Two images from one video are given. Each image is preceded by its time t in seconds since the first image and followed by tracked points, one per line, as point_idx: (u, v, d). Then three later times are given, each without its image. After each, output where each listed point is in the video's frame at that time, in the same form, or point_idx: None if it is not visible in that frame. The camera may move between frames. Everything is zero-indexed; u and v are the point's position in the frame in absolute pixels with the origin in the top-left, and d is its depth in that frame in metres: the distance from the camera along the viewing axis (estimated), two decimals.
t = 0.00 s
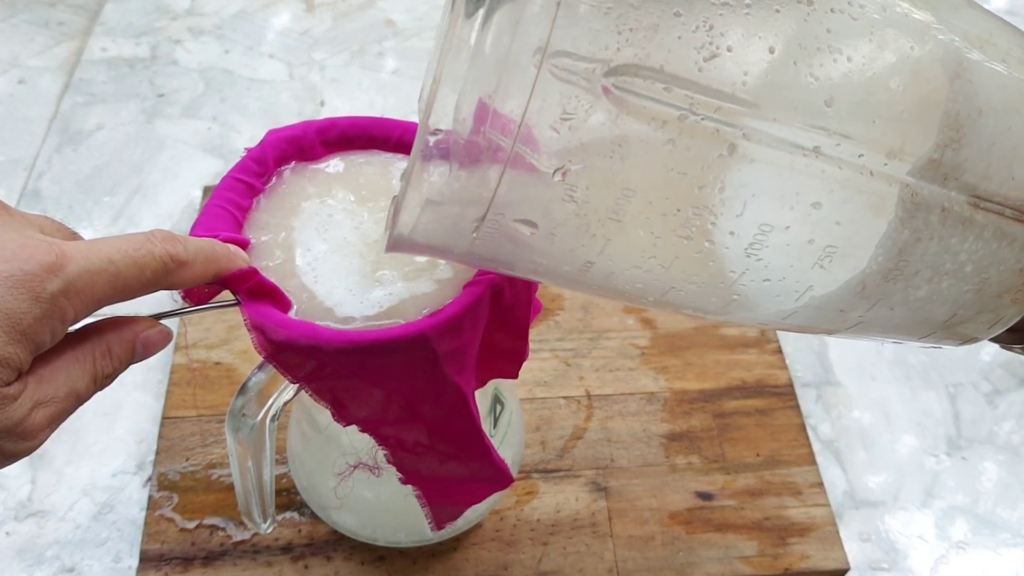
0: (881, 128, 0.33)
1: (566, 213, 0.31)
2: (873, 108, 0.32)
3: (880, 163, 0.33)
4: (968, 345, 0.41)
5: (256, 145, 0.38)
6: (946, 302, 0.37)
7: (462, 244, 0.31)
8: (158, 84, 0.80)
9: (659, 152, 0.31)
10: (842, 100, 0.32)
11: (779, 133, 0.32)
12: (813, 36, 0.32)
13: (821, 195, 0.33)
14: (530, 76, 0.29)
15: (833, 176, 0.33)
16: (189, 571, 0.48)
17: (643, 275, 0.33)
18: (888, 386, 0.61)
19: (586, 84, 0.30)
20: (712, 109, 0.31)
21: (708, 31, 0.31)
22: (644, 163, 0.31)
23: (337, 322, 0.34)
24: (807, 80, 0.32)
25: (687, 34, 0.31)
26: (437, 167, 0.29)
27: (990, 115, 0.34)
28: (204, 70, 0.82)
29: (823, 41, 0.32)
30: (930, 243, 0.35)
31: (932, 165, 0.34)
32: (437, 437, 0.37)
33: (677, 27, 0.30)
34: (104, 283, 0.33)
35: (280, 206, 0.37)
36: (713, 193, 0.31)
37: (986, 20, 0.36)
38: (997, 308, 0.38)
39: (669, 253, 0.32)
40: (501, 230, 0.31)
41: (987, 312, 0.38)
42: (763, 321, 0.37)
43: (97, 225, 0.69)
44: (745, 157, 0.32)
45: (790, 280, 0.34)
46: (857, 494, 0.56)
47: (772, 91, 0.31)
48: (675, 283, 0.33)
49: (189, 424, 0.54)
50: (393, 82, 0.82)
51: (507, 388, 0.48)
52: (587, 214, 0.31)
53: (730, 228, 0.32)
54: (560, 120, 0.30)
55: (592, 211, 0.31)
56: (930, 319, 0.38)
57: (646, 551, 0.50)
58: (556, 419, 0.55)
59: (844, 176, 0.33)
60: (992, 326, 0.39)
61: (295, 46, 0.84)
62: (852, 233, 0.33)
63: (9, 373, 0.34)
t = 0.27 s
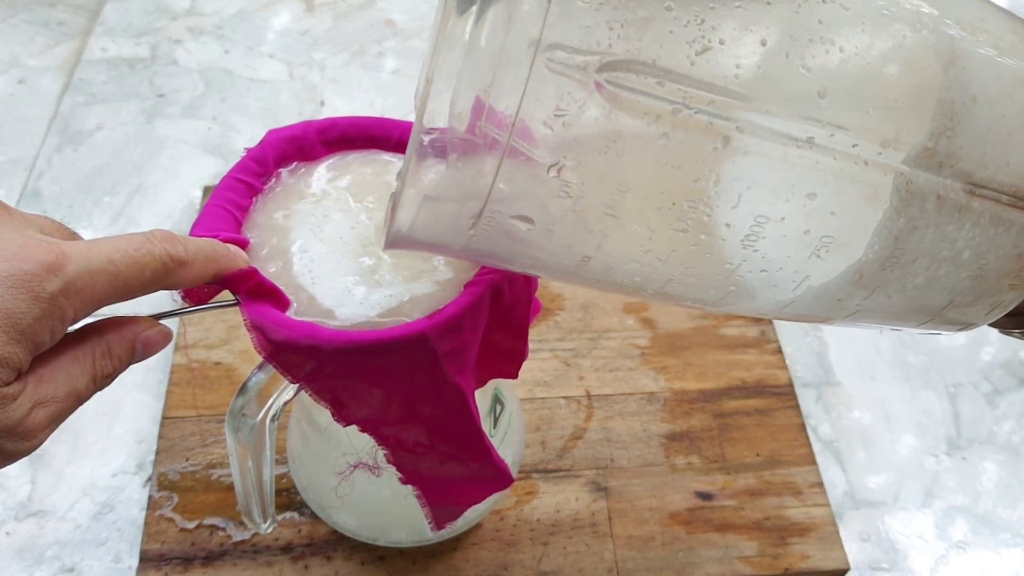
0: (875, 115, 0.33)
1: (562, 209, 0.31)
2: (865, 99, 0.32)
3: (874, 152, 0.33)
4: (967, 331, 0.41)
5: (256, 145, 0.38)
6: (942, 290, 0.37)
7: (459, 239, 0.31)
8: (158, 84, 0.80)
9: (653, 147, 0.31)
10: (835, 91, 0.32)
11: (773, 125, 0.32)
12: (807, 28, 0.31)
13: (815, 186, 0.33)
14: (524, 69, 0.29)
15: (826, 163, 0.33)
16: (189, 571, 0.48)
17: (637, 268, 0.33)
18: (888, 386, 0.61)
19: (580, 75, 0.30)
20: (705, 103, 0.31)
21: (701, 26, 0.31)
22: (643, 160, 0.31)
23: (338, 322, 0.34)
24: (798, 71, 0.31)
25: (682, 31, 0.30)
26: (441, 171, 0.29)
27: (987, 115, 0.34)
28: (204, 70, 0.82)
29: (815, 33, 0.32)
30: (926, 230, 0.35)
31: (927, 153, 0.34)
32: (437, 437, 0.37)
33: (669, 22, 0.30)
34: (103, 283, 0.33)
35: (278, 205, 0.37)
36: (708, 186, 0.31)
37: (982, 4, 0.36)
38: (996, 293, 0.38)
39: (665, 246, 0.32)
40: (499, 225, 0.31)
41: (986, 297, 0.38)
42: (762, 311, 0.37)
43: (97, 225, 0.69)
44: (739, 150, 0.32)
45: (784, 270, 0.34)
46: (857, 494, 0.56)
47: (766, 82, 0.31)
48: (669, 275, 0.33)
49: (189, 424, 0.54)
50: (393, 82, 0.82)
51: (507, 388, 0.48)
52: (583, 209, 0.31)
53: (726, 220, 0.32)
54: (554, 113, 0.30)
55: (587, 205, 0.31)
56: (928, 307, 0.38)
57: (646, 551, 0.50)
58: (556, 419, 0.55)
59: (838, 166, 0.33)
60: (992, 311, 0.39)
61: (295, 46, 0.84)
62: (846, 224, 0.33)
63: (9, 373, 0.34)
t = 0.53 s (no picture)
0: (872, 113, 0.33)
1: (561, 203, 0.31)
2: (863, 98, 0.32)
3: (872, 150, 0.33)
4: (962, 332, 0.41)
5: (256, 145, 0.38)
6: (939, 289, 0.37)
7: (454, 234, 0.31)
8: (158, 84, 0.80)
9: (653, 143, 0.31)
10: (834, 88, 0.32)
11: (774, 122, 0.32)
12: (806, 22, 0.32)
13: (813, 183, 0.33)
14: (523, 64, 0.28)
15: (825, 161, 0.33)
16: (189, 571, 0.48)
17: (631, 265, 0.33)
18: (888, 386, 0.61)
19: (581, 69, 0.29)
20: (705, 99, 0.31)
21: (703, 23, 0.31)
22: (641, 156, 0.30)
23: (337, 322, 0.34)
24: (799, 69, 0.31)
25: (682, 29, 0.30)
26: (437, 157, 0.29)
27: (981, 118, 0.34)
28: (205, 70, 0.82)
29: (814, 28, 0.32)
30: (925, 228, 0.35)
31: (924, 152, 0.34)
32: (437, 437, 0.37)
33: (670, 17, 0.30)
34: (104, 283, 0.33)
35: (278, 204, 0.37)
36: (708, 181, 0.31)
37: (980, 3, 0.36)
38: (991, 294, 0.38)
39: (662, 241, 0.32)
40: (496, 220, 0.31)
41: (981, 297, 0.38)
42: (758, 309, 0.37)
43: (97, 225, 0.69)
44: (739, 146, 0.32)
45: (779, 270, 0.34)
46: (857, 494, 0.56)
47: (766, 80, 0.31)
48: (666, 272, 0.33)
49: (189, 424, 0.54)
50: (393, 82, 0.82)
51: (507, 388, 0.48)
52: (581, 203, 0.31)
53: (723, 216, 0.32)
54: (554, 108, 0.29)
55: (586, 199, 0.31)
56: (924, 306, 0.38)
57: (646, 551, 0.50)
58: (556, 419, 0.55)
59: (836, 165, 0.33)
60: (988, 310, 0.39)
61: (295, 46, 0.84)
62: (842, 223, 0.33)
63: (9, 373, 0.34)
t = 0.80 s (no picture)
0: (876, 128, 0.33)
1: (566, 171, 0.30)
2: (863, 113, 0.33)
3: (867, 164, 0.33)
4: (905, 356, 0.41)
5: (256, 144, 0.38)
6: (899, 311, 0.36)
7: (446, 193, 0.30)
8: (158, 84, 0.80)
9: (667, 125, 0.31)
10: (846, 97, 0.32)
11: (781, 126, 0.32)
12: (829, 33, 0.32)
13: (807, 188, 0.33)
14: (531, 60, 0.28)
15: (820, 169, 0.33)
16: (189, 571, 0.48)
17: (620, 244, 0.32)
18: (888, 386, 0.61)
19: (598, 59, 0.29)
20: (722, 89, 0.31)
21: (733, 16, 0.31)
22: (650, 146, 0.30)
23: (336, 321, 0.34)
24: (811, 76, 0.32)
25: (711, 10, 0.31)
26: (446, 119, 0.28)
27: (981, 124, 0.34)
28: (205, 70, 0.82)
29: (834, 39, 0.32)
30: (900, 249, 0.34)
31: (913, 174, 0.34)
32: (437, 437, 0.37)
33: (702, 2, 0.30)
34: (103, 283, 0.33)
35: (278, 204, 0.37)
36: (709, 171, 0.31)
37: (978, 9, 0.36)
38: (946, 322, 0.37)
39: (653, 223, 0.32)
40: (492, 185, 0.30)
41: (937, 323, 0.37)
42: (726, 306, 0.37)
43: (97, 226, 0.69)
44: (745, 140, 0.32)
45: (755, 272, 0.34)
46: (857, 494, 0.56)
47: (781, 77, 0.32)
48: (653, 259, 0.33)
49: (189, 424, 0.54)
50: (393, 82, 0.82)
51: (507, 388, 0.48)
52: (585, 174, 0.30)
53: (719, 207, 0.32)
54: (577, 74, 0.29)
55: (590, 171, 0.30)
56: (883, 325, 0.37)
57: (646, 551, 0.50)
58: (556, 419, 0.55)
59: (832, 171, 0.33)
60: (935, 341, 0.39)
61: (295, 46, 0.84)
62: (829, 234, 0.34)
63: (9, 373, 0.34)
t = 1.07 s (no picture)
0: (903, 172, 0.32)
1: (602, 128, 0.29)
2: (896, 144, 0.31)
3: (881, 196, 0.32)
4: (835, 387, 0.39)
5: (257, 145, 0.38)
6: (862, 340, 0.34)
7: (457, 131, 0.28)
8: (158, 84, 0.80)
9: (711, 106, 0.30)
10: (882, 126, 0.31)
11: (810, 146, 0.31)
12: (885, 62, 0.31)
13: (823, 205, 0.31)
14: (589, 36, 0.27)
15: (839, 196, 0.31)
16: (189, 571, 0.48)
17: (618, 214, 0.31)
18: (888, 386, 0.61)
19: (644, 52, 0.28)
20: (773, 88, 0.31)
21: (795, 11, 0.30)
22: (672, 136, 0.30)
23: (337, 322, 0.34)
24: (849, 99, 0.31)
25: None
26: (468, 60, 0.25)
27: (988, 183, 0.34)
28: (205, 70, 0.82)
29: (884, 67, 0.31)
30: (884, 283, 0.32)
31: (918, 217, 0.32)
32: (437, 437, 0.37)
33: None
34: (103, 283, 0.33)
35: (278, 205, 0.38)
36: (736, 169, 0.30)
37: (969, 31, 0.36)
38: (899, 363, 0.35)
39: (669, 201, 0.30)
40: (521, 127, 0.28)
41: (893, 364, 0.35)
42: (704, 305, 0.34)
43: (97, 225, 0.69)
44: (783, 145, 0.31)
45: (739, 281, 0.32)
46: (857, 494, 0.56)
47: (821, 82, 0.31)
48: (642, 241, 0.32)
49: (189, 424, 0.54)
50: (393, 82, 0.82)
51: (507, 388, 0.48)
52: (619, 135, 0.29)
53: (737, 204, 0.30)
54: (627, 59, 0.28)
55: (624, 135, 0.29)
56: (843, 353, 0.34)
57: (646, 551, 0.50)
58: (556, 419, 0.55)
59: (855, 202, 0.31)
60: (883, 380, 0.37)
61: (295, 46, 0.84)
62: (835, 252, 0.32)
63: (9, 372, 0.34)
